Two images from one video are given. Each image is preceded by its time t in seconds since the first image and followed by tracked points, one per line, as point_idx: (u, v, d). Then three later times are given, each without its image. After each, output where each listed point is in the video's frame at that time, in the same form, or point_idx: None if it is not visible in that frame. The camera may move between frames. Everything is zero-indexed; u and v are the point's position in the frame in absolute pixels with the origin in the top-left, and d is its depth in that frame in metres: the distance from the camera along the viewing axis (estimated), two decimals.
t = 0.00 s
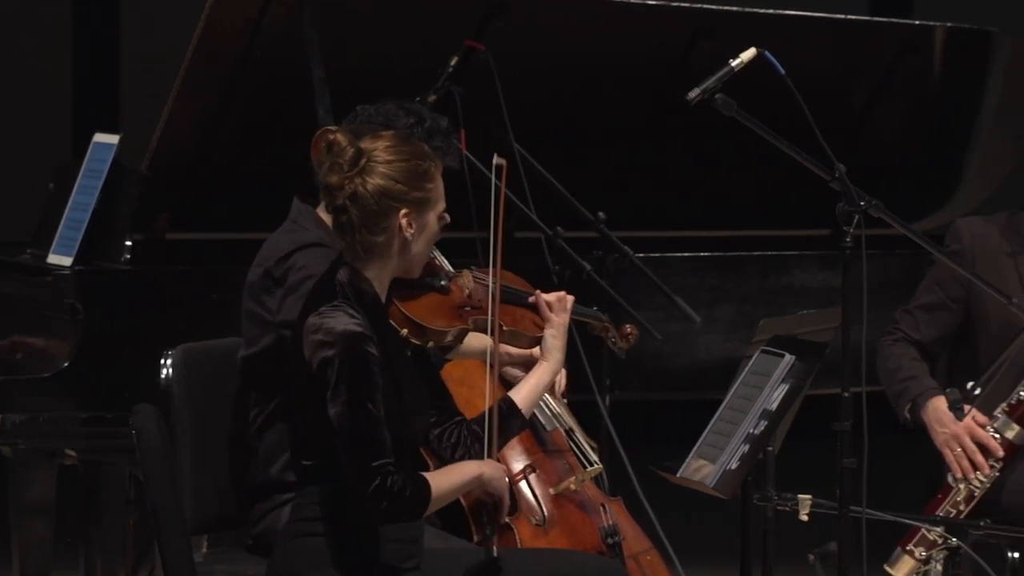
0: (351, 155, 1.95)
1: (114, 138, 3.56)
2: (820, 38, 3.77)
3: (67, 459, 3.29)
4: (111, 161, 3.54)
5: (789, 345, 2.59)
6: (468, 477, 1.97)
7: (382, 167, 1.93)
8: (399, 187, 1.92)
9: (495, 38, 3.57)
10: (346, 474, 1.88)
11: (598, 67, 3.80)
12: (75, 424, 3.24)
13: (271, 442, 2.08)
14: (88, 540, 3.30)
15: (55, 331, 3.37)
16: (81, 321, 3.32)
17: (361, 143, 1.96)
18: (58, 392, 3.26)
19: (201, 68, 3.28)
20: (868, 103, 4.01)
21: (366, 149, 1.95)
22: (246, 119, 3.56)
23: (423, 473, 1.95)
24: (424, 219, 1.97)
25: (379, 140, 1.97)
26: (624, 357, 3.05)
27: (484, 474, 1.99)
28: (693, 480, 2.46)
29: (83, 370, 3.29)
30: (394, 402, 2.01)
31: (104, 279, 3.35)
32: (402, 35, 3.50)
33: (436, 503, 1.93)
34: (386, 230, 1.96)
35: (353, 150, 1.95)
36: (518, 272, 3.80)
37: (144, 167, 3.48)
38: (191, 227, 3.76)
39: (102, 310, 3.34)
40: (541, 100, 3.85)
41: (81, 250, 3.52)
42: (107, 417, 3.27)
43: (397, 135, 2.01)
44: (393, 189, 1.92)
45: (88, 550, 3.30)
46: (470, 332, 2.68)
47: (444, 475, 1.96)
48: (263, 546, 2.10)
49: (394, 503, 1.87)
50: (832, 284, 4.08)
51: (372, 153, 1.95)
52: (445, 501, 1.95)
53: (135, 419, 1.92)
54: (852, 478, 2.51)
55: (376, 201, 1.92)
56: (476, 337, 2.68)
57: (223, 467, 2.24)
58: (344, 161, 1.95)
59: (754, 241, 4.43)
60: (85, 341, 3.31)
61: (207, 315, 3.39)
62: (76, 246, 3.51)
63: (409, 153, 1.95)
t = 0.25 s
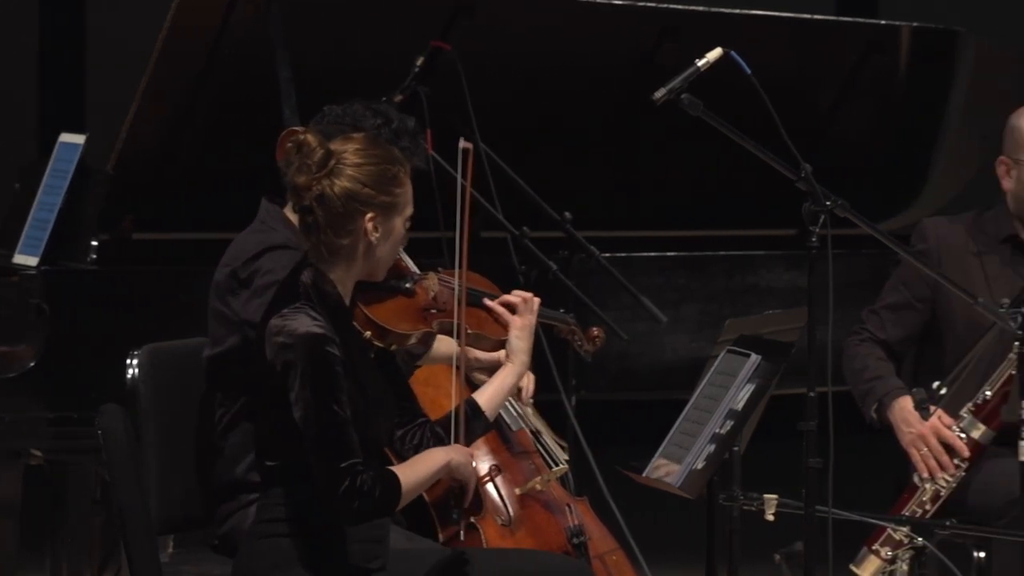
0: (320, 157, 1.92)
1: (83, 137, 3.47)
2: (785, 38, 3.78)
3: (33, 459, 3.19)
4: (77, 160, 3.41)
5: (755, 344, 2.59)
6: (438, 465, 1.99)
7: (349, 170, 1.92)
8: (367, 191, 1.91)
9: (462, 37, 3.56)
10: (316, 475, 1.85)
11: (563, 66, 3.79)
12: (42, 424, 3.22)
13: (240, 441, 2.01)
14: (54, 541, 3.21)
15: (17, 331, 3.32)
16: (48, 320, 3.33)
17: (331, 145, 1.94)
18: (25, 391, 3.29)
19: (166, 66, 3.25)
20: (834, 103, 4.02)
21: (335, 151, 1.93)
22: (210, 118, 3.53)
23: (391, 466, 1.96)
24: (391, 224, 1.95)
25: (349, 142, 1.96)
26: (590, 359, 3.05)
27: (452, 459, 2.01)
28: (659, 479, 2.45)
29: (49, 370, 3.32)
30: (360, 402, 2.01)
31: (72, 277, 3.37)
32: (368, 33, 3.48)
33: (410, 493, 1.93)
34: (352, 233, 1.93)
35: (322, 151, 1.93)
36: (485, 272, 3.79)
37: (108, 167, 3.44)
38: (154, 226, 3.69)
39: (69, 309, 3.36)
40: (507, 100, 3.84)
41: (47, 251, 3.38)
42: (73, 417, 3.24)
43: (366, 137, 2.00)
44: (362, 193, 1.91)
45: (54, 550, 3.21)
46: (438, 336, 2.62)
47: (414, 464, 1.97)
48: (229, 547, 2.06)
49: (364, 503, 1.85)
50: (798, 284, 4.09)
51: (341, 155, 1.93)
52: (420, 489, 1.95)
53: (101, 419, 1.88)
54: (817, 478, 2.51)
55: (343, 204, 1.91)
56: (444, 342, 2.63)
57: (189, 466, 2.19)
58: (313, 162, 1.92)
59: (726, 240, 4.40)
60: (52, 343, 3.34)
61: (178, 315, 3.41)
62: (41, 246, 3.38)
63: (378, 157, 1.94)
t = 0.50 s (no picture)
0: (279, 155, 1.91)
1: (46, 137, 3.38)
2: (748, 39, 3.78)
3: None
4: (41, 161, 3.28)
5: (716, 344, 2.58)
6: (418, 454, 1.97)
7: (309, 169, 1.90)
8: (325, 190, 1.89)
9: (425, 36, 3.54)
10: (291, 465, 1.83)
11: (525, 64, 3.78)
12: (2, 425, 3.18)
13: (200, 440, 2.04)
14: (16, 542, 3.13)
15: None
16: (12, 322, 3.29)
17: (291, 144, 1.92)
18: None
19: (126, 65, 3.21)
20: (797, 104, 4.05)
21: (296, 150, 1.91)
22: (170, 116, 3.48)
23: (372, 454, 1.95)
24: (350, 224, 1.92)
25: (311, 141, 1.93)
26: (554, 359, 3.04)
27: (434, 450, 1.98)
28: (621, 479, 2.44)
29: (12, 370, 3.26)
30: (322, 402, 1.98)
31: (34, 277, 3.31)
32: (330, 32, 3.45)
33: (389, 484, 1.93)
34: (310, 233, 1.91)
35: (281, 151, 1.91)
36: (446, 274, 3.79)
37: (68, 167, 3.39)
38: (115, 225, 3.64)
39: (29, 310, 3.30)
40: (468, 100, 3.83)
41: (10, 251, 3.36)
42: (35, 418, 3.20)
43: (328, 137, 1.98)
44: (320, 192, 1.89)
45: (15, 552, 3.12)
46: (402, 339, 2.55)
47: (395, 454, 1.96)
48: (191, 547, 2.08)
49: (342, 488, 1.84)
50: (760, 284, 4.10)
51: (302, 154, 1.91)
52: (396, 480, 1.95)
53: (63, 419, 1.86)
54: (780, 477, 2.50)
55: (301, 203, 1.89)
56: (411, 346, 2.54)
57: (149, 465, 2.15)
58: (272, 161, 1.91)
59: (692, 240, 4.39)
60: (14, 343, 3.28)
61: (141, 315, 3.38)
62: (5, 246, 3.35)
63: (339, 157, 1.92)
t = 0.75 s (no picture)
0: (238, 156, 1.89)
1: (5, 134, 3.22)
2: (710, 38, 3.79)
3: None
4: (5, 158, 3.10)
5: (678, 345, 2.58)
6: (388, 444, 1.96)
7: (269, 170, 1.88)
8: (285, 191, 1.87)
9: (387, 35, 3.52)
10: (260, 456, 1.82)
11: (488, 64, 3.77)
12: None
13: (160, 441, 2.08)
14: None
15: None
16: None
17: (251, 144, 1.91)
18: None
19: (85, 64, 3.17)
20: (759, 103, 4.05)
21: (255, 150, 1.90)
22: (130, 117, 3.45)
23: (343, 444, 1.93)
24: (310, 224, 1.90)
25: (271, 142, 1.92)
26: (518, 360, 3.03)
27: (404, 441, 1.98)
28: (583, 479, 2.43)
29: None
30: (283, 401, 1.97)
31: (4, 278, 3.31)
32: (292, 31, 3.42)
33: (361, 472, 1.91)
34: (269, 233, 1.89)
35: (241, 151, 1.90)
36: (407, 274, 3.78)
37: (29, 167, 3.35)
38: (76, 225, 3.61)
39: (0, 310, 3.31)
40: (431, 99, 3.81)
41: None
42: None
43: (289, 138, 1.96)
44: (279, 193, 1.87)
45: None
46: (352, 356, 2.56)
47: (366, 443, 1.94)
48: (153, 548, 2.10)
49: (313, 476, 1.82)
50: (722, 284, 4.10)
51: (262, 155, 1.89)
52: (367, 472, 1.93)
53: (26, 419, 1.86)
54: (742, 477, 2.51)
55: (259, 204, 1.87)
56: (362, 360, 2.56)
57: (111, 466, 2.13)
58: (231, 161, 1.89)
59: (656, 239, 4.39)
60: None
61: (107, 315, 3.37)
62: None
63: (299, 157, 1.90)
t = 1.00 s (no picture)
0: (193, 158, 1.87)
1: None
2: (671, 39, 3.80)
3: None
4: None
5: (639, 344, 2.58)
6: (351, 436, 1.97)
7: (225, 170, 1.86)
8: (241, 191, 1.85)
9: (346, 36, 3.50)
10: (223, 451, 1.81)
11: (448, 64, 3.76)
12: None
13: (117, 442, 2.03)
14: None
15: None
16: None
17: (206, 144, 1.89)
18: None
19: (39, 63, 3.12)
20: (718, 103, 4.06)
21: (210, 151, 1.87)
22: (86, 115, 3.40)
23: (307, 436, 1.92)
24: (267, 223, 1.88)
25: (227, 142, 1.89)
26: (480, 360, 3.02)
27: (366, 434, 1.99)
28: (543, 479, 2.43)
29: None
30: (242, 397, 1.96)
31: None
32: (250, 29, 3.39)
33: (323, 465, 1.90)
34: (226, 233, 1.87)
35: (196, 152, 1.88)
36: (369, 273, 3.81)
37: None
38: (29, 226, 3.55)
39: None
40: (389, 100, 3.79)
41: None
42: None
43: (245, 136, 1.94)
44: (234, 193, 1.85)
45: None
46: (306, 364, 2.53)
47: (329, 437, 1.94)
48: (113, 547, 2.09)
49: (276, 469, 1.80)
50: (681, 283, 4.10)
51: (218, 154, 1.87)
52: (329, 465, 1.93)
53: None
54: (701, 477, 2.51)
55: (216, 205, 1.84)
56: (315, 368, 2.54)
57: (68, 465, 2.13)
58: (186, 162, 1.87)
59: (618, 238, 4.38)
60: None
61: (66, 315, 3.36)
62: None
63: (255, 156, 1.88)
